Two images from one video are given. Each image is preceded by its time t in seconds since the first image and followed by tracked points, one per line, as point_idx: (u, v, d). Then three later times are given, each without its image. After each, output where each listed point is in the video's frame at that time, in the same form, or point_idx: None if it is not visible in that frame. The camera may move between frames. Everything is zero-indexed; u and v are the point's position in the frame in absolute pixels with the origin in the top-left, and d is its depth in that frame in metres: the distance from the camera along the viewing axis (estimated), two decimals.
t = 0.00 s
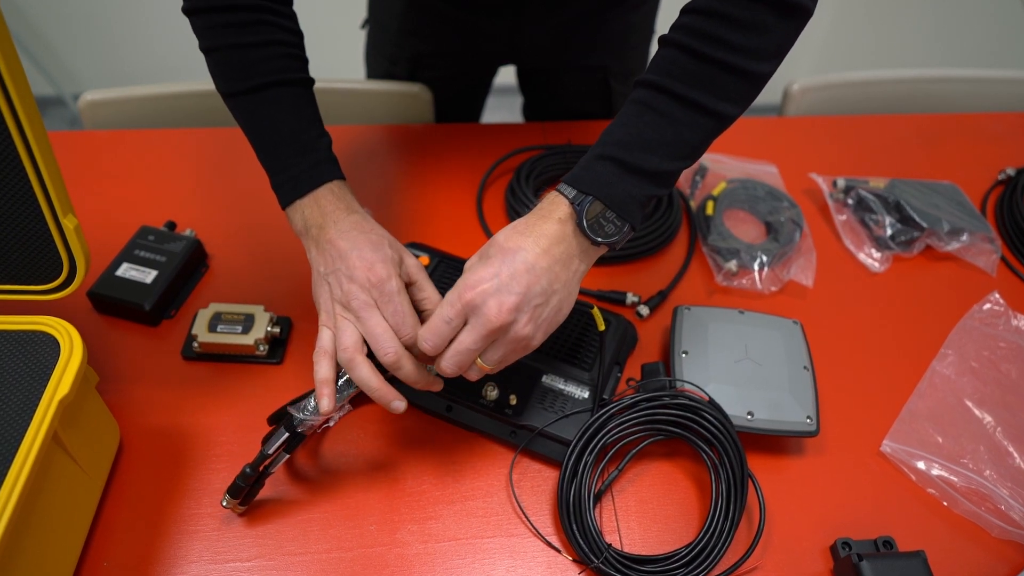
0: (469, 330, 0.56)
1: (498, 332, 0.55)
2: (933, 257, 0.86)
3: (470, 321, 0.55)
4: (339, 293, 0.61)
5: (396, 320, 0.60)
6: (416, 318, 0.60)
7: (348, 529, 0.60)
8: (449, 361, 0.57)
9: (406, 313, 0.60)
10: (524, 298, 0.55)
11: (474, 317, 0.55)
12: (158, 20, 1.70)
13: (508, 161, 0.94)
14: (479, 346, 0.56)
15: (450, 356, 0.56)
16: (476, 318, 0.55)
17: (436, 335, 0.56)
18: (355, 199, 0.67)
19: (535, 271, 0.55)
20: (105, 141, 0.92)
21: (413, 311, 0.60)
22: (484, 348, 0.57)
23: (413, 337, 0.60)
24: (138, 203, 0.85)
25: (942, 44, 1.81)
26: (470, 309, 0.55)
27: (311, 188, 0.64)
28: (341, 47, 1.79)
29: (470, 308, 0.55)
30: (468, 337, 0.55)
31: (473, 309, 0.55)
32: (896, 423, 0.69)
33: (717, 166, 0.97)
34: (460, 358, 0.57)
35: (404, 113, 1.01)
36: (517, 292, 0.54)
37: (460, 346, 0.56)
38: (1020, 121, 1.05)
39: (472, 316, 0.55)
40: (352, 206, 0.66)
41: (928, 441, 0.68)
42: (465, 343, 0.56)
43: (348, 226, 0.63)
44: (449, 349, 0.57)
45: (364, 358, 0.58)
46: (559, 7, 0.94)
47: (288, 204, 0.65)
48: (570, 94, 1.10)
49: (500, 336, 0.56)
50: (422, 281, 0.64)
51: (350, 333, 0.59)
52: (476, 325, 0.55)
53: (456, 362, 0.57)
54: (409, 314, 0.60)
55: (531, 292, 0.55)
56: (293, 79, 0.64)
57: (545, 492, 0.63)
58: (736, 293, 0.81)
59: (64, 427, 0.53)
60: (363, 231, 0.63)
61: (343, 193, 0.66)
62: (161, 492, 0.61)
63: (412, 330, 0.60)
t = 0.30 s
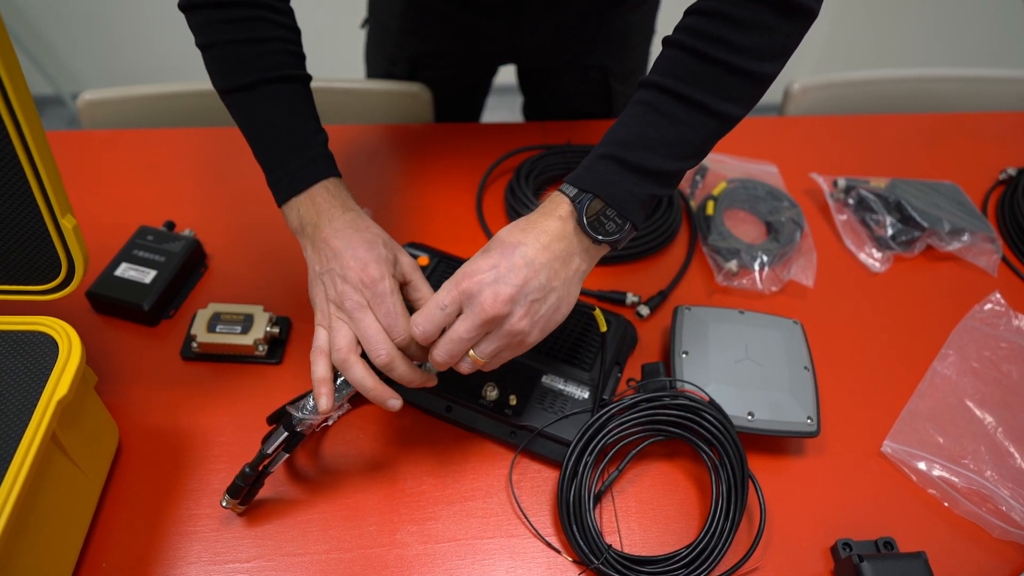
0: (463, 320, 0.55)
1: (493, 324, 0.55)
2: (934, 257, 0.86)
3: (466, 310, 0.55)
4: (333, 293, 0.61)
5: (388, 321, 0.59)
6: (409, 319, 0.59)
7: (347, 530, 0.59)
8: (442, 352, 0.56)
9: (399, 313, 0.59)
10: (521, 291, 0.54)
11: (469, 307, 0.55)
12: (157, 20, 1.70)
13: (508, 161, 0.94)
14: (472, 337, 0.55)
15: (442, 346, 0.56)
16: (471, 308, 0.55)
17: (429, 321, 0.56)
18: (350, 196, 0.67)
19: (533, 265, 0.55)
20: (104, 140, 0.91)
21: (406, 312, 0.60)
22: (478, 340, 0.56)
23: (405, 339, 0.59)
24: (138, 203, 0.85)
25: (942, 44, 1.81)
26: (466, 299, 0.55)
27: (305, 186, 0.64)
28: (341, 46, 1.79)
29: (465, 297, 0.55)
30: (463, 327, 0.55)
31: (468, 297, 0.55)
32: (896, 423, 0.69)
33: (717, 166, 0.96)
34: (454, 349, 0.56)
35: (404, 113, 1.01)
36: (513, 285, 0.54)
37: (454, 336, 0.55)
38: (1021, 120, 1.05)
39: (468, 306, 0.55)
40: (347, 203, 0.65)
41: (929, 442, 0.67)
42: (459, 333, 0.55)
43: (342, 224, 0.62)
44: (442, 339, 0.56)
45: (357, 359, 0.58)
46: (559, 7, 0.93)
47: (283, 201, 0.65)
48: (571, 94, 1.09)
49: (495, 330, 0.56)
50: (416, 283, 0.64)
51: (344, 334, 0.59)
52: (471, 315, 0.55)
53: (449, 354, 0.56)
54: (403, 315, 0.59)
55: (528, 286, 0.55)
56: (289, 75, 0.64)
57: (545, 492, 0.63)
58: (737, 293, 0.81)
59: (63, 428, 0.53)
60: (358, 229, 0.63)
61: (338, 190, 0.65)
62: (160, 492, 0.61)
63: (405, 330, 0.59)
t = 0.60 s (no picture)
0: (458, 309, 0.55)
1: (488, 314, 0.55)
2: (933, 256, 0.86)
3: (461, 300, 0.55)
4: (331, 292, 0.61)
5: (387, 320, 0.59)
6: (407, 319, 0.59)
7: (347, 530, 0.59)
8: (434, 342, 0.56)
9: (398, 313, 0.59)
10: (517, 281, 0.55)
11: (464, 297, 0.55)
12: (156, 20, 1.69)
13: (507, 161, 0.94)
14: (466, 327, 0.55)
15: (435, 335, 0.56)
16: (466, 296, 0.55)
17: (425, 311, 0.56)
18: (348, 192, 0.67)
19: (530, 258, 0.55)
20: (102, 140, 0.91)
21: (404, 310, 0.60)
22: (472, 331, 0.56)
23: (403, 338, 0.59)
24: (136, 203, 0.85)
25: (941, 43, 1.81)
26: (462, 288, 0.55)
27: (303, 181, 0.64)
28: (340, 46, 1.78)
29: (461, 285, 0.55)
30: (456, 316, 0.55)
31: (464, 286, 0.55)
32: (896, 422, 0.69)
33: (716, 166, 0.96)
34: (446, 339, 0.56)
35: (403, 112, 1.01)
36: (510, 276, 0.54)
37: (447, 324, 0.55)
38: (1019, 120, 1.05)
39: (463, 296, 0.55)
40: (344, 199, 0.65)
41: (928, 441, 0.67)
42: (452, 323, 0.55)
43: (339, 222, 0.62)
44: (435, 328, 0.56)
45: (354, 358, 0.58)
46: (558, 7, 0.93)
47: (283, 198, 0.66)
48: (570, 93, 1.09)
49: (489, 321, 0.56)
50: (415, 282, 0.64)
51: (341, 334, 0.59)
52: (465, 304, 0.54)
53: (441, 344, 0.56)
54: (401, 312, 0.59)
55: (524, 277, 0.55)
56: (286, 69, 0.64)
57: (543, 492, 0.63)
58: (736, 292, 0.81)
59: (62, 428, 0.53)
60: (355, 227, 0.63)
61: (336, 186, 0.65)
62: (159, 492, 0.60)
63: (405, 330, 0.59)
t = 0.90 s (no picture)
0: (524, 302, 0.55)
1: (631, 312, 0.52)
2: (933, 256, 0.86)
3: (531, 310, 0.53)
4: (343, 294, 0.61)
5: (404, 327, 0.60)
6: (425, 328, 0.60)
7: (347, 528, 0.59)
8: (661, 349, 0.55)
9: (414, 321, 0.60)
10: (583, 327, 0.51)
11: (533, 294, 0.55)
12: (156, 19, 1.69)
13: (506, 161, 0.94)
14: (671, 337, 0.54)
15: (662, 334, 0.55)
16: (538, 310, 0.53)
17: (545, 296, 0.52)
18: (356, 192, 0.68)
19: (637, 243, 0.52)
20: (103, 139, 0.91)
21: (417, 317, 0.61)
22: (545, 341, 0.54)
23: (419, 345, 0.60)
24: (138, 202, 0.85)
25: (941, 43, 1.81)
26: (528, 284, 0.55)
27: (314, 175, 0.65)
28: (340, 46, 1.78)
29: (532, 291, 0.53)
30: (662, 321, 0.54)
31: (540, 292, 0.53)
32: (896, 422, 0.69)
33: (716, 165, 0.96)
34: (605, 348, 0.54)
35: (404, 112, 1.01)
36: (631, 263, 0.51)
37: (609, 338, 0.51)
38: (1020, 119, 1.05)
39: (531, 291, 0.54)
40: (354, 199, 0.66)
41: (928, 440, 0.68)
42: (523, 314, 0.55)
43: (355, 224, 0.63)
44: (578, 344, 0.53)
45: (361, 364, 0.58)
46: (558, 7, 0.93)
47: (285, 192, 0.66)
48: (570, 93, 1.09)
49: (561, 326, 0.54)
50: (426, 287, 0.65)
51: (349, 337, 0.59)
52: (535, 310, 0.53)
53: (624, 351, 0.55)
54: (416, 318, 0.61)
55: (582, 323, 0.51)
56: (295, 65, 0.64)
57: (544, 491, 0.63)
58: (736, 292, 0.81)
59: (64, 426, 0.53)
60: (370, 231, 0.64)
61: (344, 184, 0.66)
62: (160, 491, 0.61)
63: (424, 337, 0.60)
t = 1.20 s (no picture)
0: (699, 431, 0.59)
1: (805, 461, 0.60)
2: (931, 255, 0.86)
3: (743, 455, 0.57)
4: (338, 246, 0.60)
5: (394, 288, 0.58)
6: (415, 289, 0.58)
7: (348, 527, 0.60)
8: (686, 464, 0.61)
9: (406, 281, 0.58)
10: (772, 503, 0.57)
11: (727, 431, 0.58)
12: (156, 19, 1.69)
13: (506, 161, 0.94)
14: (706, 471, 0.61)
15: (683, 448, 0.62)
16: (757, 469, 0.56)
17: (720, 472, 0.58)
18: (371, 137, 0.66)
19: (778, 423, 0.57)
20: (103, 140, 0.91)
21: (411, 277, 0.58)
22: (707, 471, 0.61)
23: (409, 308, 0.58)
24: (138, 202, 0.85)
25: (941, 43, 1.81)
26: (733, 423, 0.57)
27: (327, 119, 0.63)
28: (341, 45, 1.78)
29: (749, 442, 0.56)
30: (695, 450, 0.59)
31: (760, 456, 0.56)
32: (894, 420, 0.70)
33: (714, 165, 0.96)
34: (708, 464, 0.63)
35: (403, 112, 1.01)
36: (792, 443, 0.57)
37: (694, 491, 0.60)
38: (1017, 119, 1.06)
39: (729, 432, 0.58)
40: (366, 146, 0.64)
41: (925, 439, 0.68)
42: (695, 444, 0.60)
43: (360, 171, 0.61)
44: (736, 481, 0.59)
45: (344, 325, 0.58)
46: (557, 7, 0.94)
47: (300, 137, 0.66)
48: (570, 93, 1.10)
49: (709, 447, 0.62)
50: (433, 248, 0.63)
51: (337, 297, 0.59)
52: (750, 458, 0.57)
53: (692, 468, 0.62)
54: (410, 277, 0.58)
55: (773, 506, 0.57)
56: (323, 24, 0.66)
57: (543, 490, 0.63)
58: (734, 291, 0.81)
59: (65, 425, 0.53)
60: (376, 180, 0.61)
61: (355, 128, 0.65)
62: (160, 490, 0.61)
63: (414, 299, 0.58)
